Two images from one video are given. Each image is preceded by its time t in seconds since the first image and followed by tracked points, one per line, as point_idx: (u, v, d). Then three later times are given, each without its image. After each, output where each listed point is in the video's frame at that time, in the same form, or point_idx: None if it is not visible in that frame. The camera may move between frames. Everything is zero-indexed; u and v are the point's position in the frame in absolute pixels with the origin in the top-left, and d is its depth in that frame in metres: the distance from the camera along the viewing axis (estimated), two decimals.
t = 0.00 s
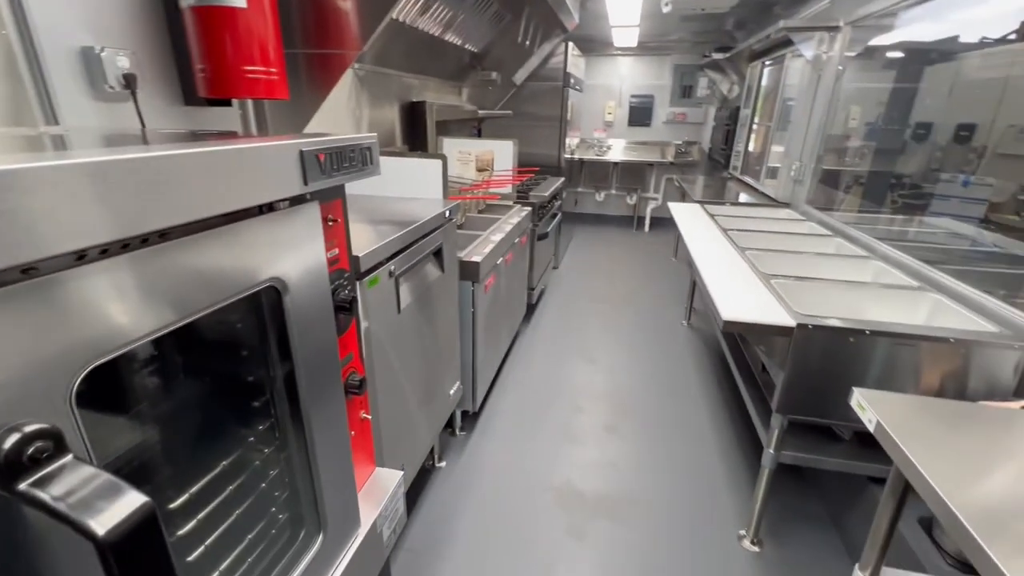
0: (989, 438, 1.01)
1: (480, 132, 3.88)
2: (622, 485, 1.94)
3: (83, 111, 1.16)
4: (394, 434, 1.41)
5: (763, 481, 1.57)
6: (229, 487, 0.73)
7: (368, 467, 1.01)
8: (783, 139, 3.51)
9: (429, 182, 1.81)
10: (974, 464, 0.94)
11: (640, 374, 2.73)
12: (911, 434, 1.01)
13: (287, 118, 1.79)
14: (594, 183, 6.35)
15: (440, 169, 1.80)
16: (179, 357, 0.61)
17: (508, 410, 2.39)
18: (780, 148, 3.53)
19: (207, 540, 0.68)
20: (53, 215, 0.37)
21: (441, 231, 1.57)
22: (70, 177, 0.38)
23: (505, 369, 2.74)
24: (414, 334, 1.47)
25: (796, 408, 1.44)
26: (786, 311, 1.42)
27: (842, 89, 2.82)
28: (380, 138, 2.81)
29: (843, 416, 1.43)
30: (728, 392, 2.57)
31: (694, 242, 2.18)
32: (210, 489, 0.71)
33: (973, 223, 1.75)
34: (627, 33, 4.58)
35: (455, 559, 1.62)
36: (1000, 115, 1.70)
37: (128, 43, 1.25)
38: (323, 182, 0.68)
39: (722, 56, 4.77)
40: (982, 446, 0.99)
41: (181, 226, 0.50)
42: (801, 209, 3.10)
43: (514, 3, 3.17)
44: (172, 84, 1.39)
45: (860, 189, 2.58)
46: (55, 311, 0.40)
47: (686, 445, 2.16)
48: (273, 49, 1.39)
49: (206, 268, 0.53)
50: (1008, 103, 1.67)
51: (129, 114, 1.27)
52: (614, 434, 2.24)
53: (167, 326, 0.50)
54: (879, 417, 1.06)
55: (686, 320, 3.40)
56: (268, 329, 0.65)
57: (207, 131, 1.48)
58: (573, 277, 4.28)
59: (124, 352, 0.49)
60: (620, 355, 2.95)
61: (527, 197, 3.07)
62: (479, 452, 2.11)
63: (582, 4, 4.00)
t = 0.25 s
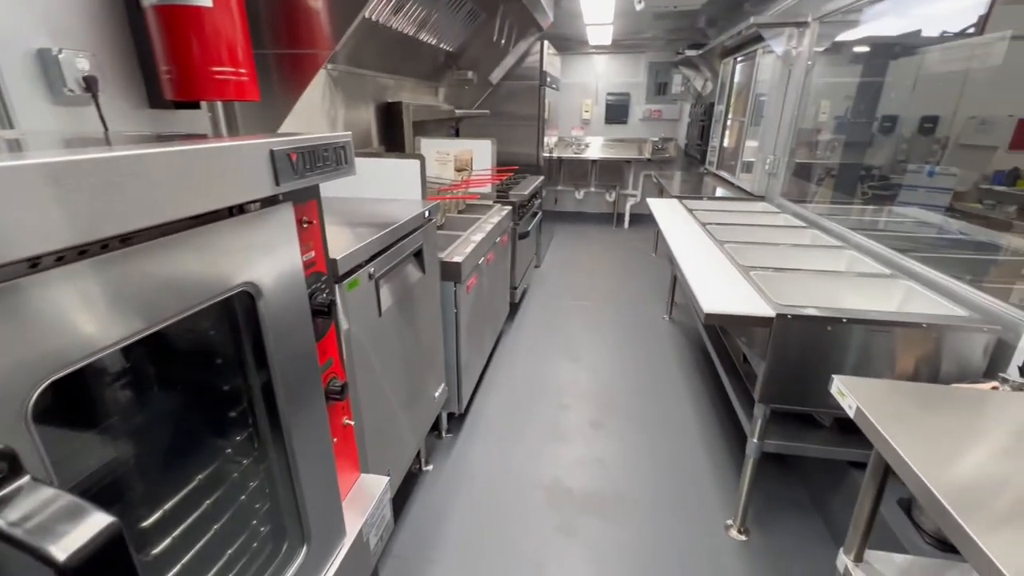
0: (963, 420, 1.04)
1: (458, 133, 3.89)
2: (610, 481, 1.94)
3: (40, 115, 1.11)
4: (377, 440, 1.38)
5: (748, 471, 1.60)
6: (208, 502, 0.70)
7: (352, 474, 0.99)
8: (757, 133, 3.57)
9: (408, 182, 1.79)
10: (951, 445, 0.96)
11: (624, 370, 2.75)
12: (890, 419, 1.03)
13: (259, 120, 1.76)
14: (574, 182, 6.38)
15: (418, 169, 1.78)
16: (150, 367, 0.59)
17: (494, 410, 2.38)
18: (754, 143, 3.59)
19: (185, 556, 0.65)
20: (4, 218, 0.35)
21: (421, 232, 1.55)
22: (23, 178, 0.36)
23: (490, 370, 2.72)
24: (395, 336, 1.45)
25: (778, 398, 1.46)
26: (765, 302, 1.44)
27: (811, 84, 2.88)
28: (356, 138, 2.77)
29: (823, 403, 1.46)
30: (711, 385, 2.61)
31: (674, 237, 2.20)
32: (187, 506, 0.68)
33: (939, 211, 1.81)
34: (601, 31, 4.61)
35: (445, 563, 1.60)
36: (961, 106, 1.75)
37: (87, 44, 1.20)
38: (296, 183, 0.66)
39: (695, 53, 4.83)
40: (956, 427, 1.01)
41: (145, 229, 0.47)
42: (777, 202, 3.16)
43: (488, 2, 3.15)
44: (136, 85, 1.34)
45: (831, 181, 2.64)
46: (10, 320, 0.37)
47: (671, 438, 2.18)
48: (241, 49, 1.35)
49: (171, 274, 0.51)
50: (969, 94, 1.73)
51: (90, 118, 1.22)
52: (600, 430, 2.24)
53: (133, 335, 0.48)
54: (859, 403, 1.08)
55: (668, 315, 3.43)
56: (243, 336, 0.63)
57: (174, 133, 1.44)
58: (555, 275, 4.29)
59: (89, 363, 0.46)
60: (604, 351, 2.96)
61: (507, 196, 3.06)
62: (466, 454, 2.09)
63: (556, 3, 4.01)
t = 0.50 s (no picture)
0: (956, 423, 1.01)
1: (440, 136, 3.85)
2: (600, 488, 1.91)
3: None
4: (356, 457, 1.30)
5: (739, 477, 1.56)
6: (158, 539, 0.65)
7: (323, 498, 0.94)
8: (741, 134, 3.58)
9: (386, 188, 1.73)
10: (944, 449, 0.94)
11: (613, 374, 2.72)
12: (883, 424, 1.01)
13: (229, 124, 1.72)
14: (561, 184, 6.36)
15: (397, 174, 1.72)
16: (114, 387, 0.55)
17: (482, 418, 2.32)
18: (739, 143, 3.60)
19: None
20: None
21: (400, 238, 1.50)
22: None
23: (477, 376, 2.67)
24: (375, 347, 1.39)
25: (767, 402, 1.44)
26: (753, 305, 1.41)
27: (793, 84, 2.88)
28: (336, 143, 2.70)
29: (813, 406, 1.43)
30: (699, 387, 2.59)
31: (660, 239, 2.17)
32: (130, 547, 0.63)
33: (923, 209, 1.80)
34: (585, 33, 4.60)
35: None
36: (941, 105, 1.75)
37: (41, 46, 1.14)
38: (247, 193, 0.61)
39: (679, 54, 4.84)
40: (949, 431, 0.99)
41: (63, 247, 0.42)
42: (762, 202, 3.15)
43: (469, 4, 3.12)
44: (97, 89, 1.28)
45: (815, 181, 2.64)
46: None
47: (661, 443, 2.15)
48: (208, 51, 1.30)
49: (111, 292, 0.46)
50: (949, 92, 1.72)
51: (46, 124, 1.16)
52: (590, 435, 2.21)
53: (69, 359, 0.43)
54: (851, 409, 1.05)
55: (656, 317, 3.41)
56: (188, 362, 0.58)
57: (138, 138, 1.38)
58: (543, 278, 4.26)
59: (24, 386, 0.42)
60: (593, 355, 2.93)
61: (492, 200, 3.02)
62: (453, 464, 2.04)
63: (539, 4, 3.98)
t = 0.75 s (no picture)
0: (958, 444, 0.95)
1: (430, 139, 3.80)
2: (590, 502, 1.85)
3: None
4: (334, 479, 1.23)
5: (734, 494, 1.50)
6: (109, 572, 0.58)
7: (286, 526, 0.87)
8: (737, 136, 3.53)
9: (368, 193, 1.67)
10: (944, 473, 0.88)
11: (607, 381, 2.66)
12: (881, 446, 0.94)
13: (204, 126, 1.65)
14: (556, 187, 6.32)
15: (378, 178, 1.65)
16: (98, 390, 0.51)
17: (472, 429, 2.26)
18: (735, 146, 3.55)
19: None
20: None
21: (380, 245, 1.43)
22: None
23: (468, 385, 2.61)
24: (360, 356, 1.34)
25: (762, 416, 1.38)
26: (747, 315, 1.36)
27: (789, 85, 2.83)
28: (323, 146, 2.64)
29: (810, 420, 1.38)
30: (696, 395, 2.53)
31: (653, 245, 2.11)
32: None
33: (921, 212, 1.75)
34: (579, 35, 4.55)
35: None
36: (938, 106, 1.70)
37: None
38: (171, 207, 0.54)
39: (674, 56, 4.79)
40: (951, 452, 0.93)
41: None
42: (758, 206, 3.10)
43: (460, 5, 3.07)
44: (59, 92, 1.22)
45: (813, 184, 2.59)
46: None
47: (655, 455, 2.09)
48: (176, 51, 1.23)
49: None
50: (946, 94, 1.67)
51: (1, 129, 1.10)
52: (582, 446, 2.14)
53: None
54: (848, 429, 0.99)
55: (651, 322, 3.35)
56: (101, 400, 0.52)
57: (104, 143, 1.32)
58: (538, 283, 4.20)
59: None
60: (587, 362, 2.87)
61: (483, 204, 2.96)
62: (441, 477, 1.97)
63: (532, 6, 3.93)
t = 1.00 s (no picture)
0: (963, 475, 0.88)
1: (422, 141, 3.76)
2: (581, 519, 1.78)
3: None
4: (305, 500, 1.18)
5: (728, 517, 1.43)
6: None
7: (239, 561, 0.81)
8: (736, 140, 3.47)
9: (350, 200, 1.61)
10: (955, 510, 0.81)
11: (602, 391, 2.59)
12: (886, 482, 0.87)
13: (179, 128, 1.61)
14: (556, 191, 6.27)
15: (361, 184, 1.59)
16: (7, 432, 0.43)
17: (461, 441, 2.20)
18: (734, 150, 3.49)
19: None
20: None
21: (358, 255, 1.38)
22: None
23: (459, 394, 2.56)
24: (347, 361, 1.35)
25: (757, 436, 1.32)
26: (742, 330, 1.30)
27: (789, 89, 2.77)
28: (313, 150, 2.59)
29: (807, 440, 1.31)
30: (692, 406, 2.46)
31: (648, 253, 2.05)
32: None
33: (923, 218, 1.69)
34: (578, 37, 4.50)
35: None
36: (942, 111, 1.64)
37: None
38: (73, 227, 0.47)
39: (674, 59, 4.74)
40: (957, 485, 0.86)
41: None
42: (758, 211, 3.04)
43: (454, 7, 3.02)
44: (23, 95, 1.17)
45: (814, 190, 2.53)
46: None
47: (649, 469, 2.03)
48: (143, 52, 1.15)
49: None
50: (950, 98, 1.61)
51: None
52: (574, 460, 2.08)
53: None
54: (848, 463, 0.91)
55: (649, 329, 3.29)
56: None
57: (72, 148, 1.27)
58: (535, 288, 4.14)
59: None
60: (582, 371, 2.81)
61: (476, 209, 2.90)
62: (427, 491, 1.91)
63: (529, 8, 3.88)
